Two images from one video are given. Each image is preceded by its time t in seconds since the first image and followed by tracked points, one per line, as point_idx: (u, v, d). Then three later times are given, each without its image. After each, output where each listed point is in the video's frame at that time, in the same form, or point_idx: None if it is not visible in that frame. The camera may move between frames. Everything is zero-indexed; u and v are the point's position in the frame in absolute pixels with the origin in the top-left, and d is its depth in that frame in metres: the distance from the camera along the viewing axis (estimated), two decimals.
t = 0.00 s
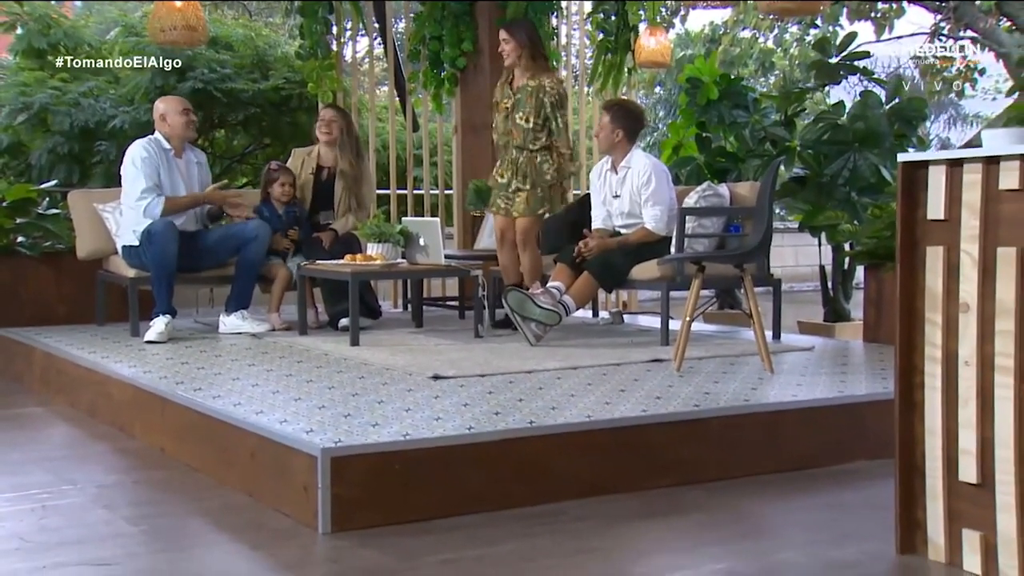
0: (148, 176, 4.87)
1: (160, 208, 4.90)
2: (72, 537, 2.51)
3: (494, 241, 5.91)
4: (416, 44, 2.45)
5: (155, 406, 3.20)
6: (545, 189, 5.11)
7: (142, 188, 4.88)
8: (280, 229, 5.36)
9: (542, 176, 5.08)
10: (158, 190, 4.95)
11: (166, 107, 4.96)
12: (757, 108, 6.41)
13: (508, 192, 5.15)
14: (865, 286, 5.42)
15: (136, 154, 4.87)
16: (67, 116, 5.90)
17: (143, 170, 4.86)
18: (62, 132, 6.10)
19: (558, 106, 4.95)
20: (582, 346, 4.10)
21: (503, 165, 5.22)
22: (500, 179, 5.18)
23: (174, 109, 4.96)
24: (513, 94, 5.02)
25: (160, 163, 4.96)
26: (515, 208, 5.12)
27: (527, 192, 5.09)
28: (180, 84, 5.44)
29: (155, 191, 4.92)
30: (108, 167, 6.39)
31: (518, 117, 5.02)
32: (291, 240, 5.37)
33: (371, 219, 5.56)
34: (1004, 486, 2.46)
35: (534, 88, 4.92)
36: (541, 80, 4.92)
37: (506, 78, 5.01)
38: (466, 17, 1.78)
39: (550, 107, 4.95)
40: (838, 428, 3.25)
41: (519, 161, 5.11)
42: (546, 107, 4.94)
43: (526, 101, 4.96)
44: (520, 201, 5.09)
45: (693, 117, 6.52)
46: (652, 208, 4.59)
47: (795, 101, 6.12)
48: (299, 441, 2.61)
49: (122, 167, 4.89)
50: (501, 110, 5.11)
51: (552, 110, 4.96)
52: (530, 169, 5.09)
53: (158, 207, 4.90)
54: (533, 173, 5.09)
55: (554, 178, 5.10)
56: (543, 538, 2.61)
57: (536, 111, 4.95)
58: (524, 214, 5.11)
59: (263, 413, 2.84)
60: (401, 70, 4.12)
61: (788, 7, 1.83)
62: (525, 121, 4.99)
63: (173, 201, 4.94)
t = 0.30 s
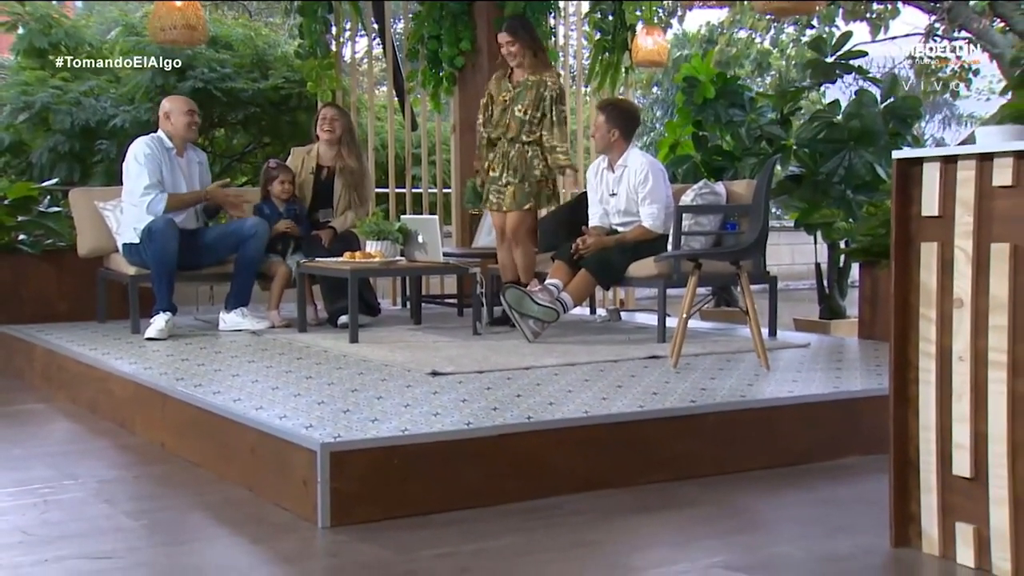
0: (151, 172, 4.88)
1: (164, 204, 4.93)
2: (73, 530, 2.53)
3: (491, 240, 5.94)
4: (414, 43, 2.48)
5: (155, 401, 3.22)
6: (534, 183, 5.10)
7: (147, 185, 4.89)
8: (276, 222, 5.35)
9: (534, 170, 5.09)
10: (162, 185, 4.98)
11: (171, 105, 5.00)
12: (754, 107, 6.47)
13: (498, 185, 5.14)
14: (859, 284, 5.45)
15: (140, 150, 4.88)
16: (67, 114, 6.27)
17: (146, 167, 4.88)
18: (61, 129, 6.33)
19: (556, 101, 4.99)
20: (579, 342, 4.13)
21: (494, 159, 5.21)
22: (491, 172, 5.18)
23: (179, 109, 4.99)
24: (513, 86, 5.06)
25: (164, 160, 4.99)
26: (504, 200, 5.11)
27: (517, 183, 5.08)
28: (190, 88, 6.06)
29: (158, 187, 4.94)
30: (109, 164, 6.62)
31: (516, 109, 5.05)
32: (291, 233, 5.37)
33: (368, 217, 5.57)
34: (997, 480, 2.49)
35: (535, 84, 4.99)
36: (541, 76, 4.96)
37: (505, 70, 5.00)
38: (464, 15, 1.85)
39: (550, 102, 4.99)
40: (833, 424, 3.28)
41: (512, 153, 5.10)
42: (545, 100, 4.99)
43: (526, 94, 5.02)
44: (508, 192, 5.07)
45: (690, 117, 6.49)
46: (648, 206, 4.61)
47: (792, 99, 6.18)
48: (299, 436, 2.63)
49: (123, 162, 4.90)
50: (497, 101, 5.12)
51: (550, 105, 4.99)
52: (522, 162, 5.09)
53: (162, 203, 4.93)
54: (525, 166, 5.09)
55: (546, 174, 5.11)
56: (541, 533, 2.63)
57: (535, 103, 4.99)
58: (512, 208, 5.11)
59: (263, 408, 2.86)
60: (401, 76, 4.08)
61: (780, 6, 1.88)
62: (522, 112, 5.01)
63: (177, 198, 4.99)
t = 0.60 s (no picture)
0: (145, 171, 4.90)
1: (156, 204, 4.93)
2: (74, 523, 2.57)
3: (489, 238, 5.97)
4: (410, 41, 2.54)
5: (156, 396, 3.25)
6: (541, 174, 5.30)
7: (139, 183, 4.91)
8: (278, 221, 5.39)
9: (542, 163, 5.30)
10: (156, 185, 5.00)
11: (174, 105, 5.01)
12: (750, 105, 6.47)
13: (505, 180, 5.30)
14: (854, 281, 5.49)
15: (137, 149, 4.91)
16: (70, 114, 5.87)
17: (141, 166, 4.90)
18: (63, 131, 6.11)
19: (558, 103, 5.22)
20: (577, 339, 4.16)
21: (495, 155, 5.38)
22: (498, 171, 5.32)
23: (180, 109, 5.01)
24: (516, 88, 5.14)
25: (160, 160, 5.01)
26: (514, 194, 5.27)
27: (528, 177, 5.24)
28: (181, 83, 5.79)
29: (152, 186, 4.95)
30: (110, 163, 6.55)
31: (523, 112, 5.21)
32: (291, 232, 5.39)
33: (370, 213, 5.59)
34: (990, 473, 2.52)
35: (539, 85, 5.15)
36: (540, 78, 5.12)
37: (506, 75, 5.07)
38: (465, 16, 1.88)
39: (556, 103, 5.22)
40: (828, 419, 3.30)
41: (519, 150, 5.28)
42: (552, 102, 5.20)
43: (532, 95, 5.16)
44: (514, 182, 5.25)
45: (686, 116, 6.52)
46: (645, 204, 4.64)
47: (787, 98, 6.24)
48: (298, 430, 2.65)
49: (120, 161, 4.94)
50: (501, 105, 5.19)
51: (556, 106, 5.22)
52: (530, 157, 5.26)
53: (154, 201, 4.94)
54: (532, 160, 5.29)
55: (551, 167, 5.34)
56: (540, 525, 2.66)
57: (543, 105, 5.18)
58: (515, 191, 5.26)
59: (263, 403, 2.89)
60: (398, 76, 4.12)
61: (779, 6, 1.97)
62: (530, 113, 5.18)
63: (170, 198, 4.98)
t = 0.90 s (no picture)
0: (129, 169, 4.93)
1: (130, 203, 4.93)
2: (75, 518, 2.59)
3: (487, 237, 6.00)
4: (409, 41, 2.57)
5: (156, 393, 3.27)
6: (541, 179, 5.25)
7: (119, 180, 4.93)
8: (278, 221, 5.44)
9: (541, 167, 5.25)
10: (135, 185, 4.99)
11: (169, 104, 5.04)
12: (746, 105, 6.51)
13: (504, 185, 5.24)
14: (850, 280, 5.52)
15: (124, 147, 4.94)
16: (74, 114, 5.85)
17: (124, 163, 4.93)
18: (68, 128, 6.25)
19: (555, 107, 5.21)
20: (575, 337, 4.18)
21: (492, 157, 5.29)
22: (497, 174, 5.26)
23: (175, 108, 5.05)
24: (515, 92, 5.05)
25: (147, 160, 5.01)
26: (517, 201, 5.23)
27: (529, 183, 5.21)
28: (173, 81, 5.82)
29: (132, 186, 4.96)
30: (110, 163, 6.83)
31: (522, 116, 5.15)
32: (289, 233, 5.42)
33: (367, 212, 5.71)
34: (983, 468, 2.55)
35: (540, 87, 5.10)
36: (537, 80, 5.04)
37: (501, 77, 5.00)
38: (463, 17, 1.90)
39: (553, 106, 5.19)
40: (824, 415, 3.33)
41: (519, 155, 5.22)
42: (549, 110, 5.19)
43: (533, 99, 5.10)
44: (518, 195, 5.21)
45: (683, 115, 6.57)
46: (642, 204, 4.67)
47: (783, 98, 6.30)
48: (298, 426, 2.67)
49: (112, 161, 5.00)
50: (500, 109, 5.10)
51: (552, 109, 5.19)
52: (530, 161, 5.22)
53: (125, 200, 4.93)
54: (531, 164, 5.23)
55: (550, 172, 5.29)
56: (538, 520, 2.69)
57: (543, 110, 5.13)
58: (521, 203, 5.21)
59: (263, 400, 2.91)
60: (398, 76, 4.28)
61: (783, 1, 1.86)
62: (530, 120, 5.14)
63: (143, 200, 4.95)
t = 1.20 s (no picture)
0: (125, 177, 4.98)
1: (124, 209, 4.97)
2: (73, 514, 2.62)
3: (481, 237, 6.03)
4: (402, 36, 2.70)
5: (154, 390, 3.29)
6: (554, 177, 5.16)
7: (115, 185, 4.98)
8: (270, 218, 5.46)
9: (553, 165, 5.17)
10: (133, 190, 5.03)
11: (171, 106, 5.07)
12: (739, 107, 6.51)
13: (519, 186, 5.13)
14: (840, 279, 5.56)
15: (123, 151, 5.00)
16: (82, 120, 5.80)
17: (121, 168, 4.98)
18: (63, 130, 6.70)
19: (558, 105, 5.27)
20: (570, 336, 4.21)
21: (502, 161, 5.19)
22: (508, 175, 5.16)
23: (175, 109, 5.07)
24: (523, 88, 5.09)
25: (144, 164, 5.05)
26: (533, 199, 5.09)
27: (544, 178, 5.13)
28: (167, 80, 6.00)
29: (127, 192, 5.00)
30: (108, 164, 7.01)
31: (532, 114, 5.14)
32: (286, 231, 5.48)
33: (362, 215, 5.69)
34: (973, 463, 2.59)
35: (548, 82, 5.16)
36: (545, 74, 5.15)
37: (507, 75, 5.13)
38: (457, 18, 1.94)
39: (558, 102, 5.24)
40: (815, 413, 3.36)
41: (530, 154, 5.15)
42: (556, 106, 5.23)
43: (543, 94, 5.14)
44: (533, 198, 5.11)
45: (676, 116, 6.59)
46: (639, 203, 4.73)
47: (776, 99, 6.28)
48: (295, 423, 2.70)
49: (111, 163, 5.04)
50: (508, 107, 5.09)
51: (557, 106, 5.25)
52: (541, 158, 5.16)
53: (120, 207, 4.97)
54: (541, 162, 5.16)
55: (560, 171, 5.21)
56: (533, 516, 2.71)
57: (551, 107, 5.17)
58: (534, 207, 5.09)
59: (260, 397, 2.93)
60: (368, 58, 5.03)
61: None
62: (541, 114, 5.14)
63: (138, 205, 4.97)
